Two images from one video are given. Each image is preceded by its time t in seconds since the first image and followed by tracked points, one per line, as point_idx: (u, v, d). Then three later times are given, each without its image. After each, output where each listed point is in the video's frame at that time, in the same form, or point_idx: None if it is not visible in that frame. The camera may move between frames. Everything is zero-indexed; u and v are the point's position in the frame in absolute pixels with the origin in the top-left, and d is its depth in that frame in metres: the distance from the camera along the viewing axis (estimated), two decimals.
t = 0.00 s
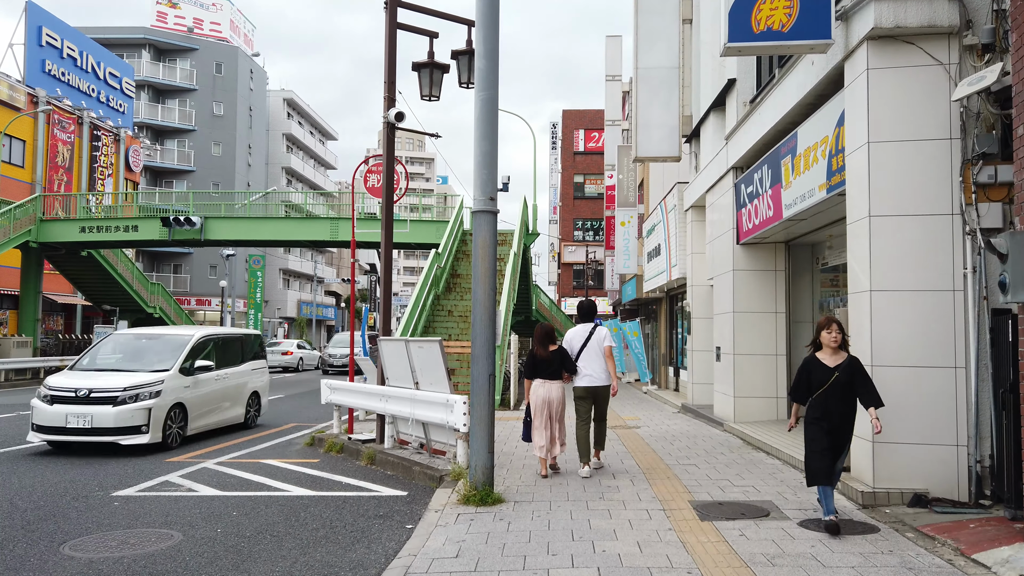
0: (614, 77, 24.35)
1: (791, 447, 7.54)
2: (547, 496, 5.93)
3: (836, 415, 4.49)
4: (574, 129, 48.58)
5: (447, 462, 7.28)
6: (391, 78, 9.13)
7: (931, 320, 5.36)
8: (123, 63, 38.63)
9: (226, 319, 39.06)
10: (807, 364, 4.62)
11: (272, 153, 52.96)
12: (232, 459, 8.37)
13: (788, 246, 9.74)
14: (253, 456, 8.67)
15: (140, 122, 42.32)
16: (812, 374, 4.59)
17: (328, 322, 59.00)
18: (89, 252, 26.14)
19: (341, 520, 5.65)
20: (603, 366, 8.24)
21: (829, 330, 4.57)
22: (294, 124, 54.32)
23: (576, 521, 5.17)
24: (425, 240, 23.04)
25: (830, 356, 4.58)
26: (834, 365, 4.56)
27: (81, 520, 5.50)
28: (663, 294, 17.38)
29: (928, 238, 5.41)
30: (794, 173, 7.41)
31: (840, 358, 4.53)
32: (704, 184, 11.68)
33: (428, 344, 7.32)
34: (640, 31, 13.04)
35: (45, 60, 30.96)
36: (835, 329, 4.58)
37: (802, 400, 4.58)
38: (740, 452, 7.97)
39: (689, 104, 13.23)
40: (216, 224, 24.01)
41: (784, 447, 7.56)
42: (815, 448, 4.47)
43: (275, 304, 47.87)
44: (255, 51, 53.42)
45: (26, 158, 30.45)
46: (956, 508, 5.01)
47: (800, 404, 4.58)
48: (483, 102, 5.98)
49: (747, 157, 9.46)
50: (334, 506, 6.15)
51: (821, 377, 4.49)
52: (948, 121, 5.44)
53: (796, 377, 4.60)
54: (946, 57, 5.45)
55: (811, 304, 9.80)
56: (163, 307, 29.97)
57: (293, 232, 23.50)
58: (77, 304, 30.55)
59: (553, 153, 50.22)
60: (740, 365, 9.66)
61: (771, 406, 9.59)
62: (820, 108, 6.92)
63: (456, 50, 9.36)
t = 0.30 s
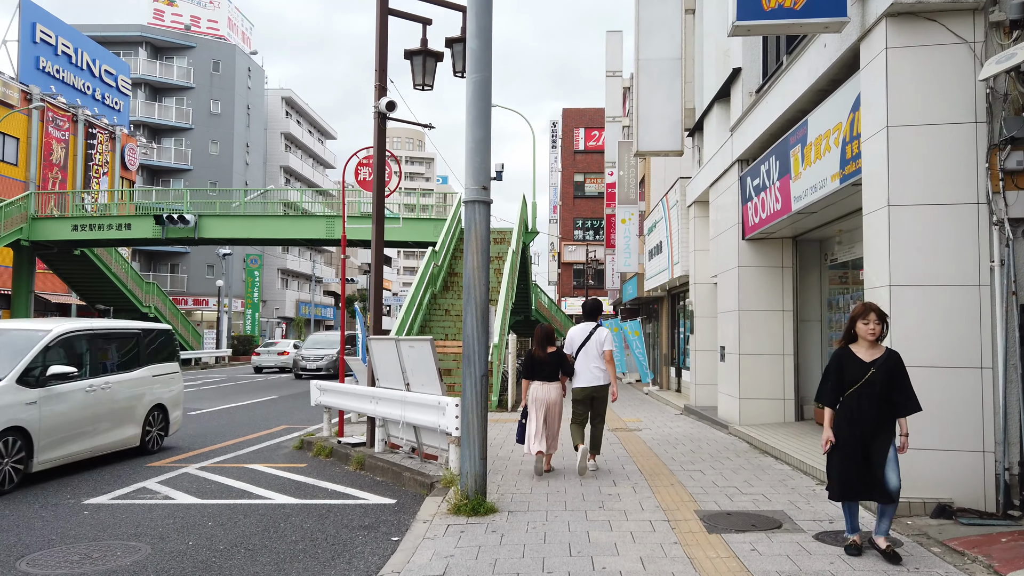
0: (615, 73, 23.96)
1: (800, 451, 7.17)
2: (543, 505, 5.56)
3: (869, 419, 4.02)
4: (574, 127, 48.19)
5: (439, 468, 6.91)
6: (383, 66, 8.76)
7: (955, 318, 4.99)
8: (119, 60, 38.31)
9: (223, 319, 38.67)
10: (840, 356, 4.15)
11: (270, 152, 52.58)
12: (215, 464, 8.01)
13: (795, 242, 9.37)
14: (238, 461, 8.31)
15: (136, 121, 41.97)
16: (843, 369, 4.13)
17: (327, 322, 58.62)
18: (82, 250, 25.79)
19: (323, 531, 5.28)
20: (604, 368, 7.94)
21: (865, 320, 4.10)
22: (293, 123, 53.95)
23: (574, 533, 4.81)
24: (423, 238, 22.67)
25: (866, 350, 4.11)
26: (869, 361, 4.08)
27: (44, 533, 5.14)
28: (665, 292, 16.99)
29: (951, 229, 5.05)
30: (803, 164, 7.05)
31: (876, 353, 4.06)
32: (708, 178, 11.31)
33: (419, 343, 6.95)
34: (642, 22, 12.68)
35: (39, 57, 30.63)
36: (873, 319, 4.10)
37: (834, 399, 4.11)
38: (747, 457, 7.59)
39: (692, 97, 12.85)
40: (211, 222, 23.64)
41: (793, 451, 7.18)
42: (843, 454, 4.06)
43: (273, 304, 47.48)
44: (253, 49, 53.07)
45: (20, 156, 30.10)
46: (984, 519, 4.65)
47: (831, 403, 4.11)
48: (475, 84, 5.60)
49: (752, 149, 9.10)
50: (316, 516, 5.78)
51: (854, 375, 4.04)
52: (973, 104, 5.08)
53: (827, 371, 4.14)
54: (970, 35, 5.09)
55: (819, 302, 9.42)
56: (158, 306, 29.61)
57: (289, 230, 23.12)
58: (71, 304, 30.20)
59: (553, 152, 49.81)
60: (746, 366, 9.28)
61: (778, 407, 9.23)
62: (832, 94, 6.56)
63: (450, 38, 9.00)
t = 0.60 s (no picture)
0: (616, 69, 23.57)
1: (813, 457, 6.79)
2: (543, 519, 5.17)
3: (944, 447, 3.19)
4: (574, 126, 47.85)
5: (432, 475, 6.54)
6: (375, 54, 8.38)
7: (988, 317, 4.61)
8: (116, 58, 37.96)
9: (220, 319, 38.29)
10: (907, 365, 3.33)
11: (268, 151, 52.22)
12: (199, 471, 7.64)
13: (805, 238, 8.99)
14: (223, 467, 7.93)
15: (133, 119, 41.61)
16: (909, 385, 3.29)
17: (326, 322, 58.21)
18: (76, 249, 25.43)
19: (304, 547, 4.89)
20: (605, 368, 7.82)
21: (938, 326, 3.25)
22: (291, 122, 53.60)
23: (575, 550, 4.43)
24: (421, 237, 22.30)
25: (939, 362, 3.27)
26: (943, 376, 3.24)
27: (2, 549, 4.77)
28: (668, 291, 16.61)
29: (983, 222, 4.68)
30: (817, 155, 6.70)
31: (950, 366, 3.23)
32: (713, 173, 10.94)
33: (411, 344, 6.58)
34: (645, 12, 12.31)
35: (33, 54, 30.28)
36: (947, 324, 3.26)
37: (898, 424, 3.24)
38: (757, 463, 7.21)
39: (696, 90, 12.47)
40: (205, 221, 23.26)
41: (806, 457, 6.81)
42: (907, 490, 3.21)
43: (272, 304, 47.10)
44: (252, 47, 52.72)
45: (14, 155, 29.74)
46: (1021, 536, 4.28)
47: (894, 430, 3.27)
48: (470, 67, 5.22)
49: (761, 141, 8.73)
50: (299, 529, 5.40)
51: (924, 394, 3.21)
52: (1006, 86, 4.71)
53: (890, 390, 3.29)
54: (1003, 12, 4.72)
55: (830, 301, 9.06)
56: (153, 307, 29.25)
57: (285, 229, 22.74)
58: (66, 304, 29.84)
59: (553, 150, 49.43)
60: (754, 367, 8.90)
61: (788, 411, 8.85)
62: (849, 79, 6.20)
63: (446, 25, 8.63)
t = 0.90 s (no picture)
0: (618, 64, 23.21)
1: (830, 463, 6.41)
2: (543, 533, 4.79)
3: None
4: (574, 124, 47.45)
5: (426, 483, 6.16)
6: (367, 40, 8.00)
7: None
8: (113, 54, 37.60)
9: (218, 319, 37.89)
10: (994, 381, 2.79)
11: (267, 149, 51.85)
12: (181, 477, 7.26)
13: (818, 233, 8.60)
14: (208, 473, 7.56)
15: (130, 117, 41.23)
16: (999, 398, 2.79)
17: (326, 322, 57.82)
18: (69, 248, 25.07)
19: (284, 563, 4.50)
20: (604, 366, 7.81)
21: None
22: (290, 120, 53.22)
23: (578, 569, 4.04)
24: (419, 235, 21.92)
25: None
26: None
27: None
28: (672, 289, 16.23)
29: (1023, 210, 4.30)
30: (834, 143, 6.31)
31: None
32: (720, 166, 10.55)
33: (403, 343, 6.21)
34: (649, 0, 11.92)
35: (28, 50, 29.89)
36: None
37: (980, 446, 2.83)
38: (770, 468, 6.83)
39: (701, 81, 12.08)
40: (200, 218, 22.88)
41: (821, 463, 6.43)
42: (1017, 522, 2.69)
43: (271, 304, 46.71)
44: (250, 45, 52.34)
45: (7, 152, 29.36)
46: None
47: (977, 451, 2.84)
48: (467, 44, 4.82)
49: (772, 132, 8.35)
50: (280, 543, 5.01)
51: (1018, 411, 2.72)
52: None
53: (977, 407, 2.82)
54: None
55: (843, 298, 8.68)
56: (149, 306, 28.89)
57: (281, 226, 22.35)
58: (61, 303, 29.47)
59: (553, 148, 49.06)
60: (764, 368, 8.51)
61: (800, 413, 8.46)
62: (869, 60, 5.82)
63: (442, 10, 8.25)
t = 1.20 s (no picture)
0: (619, 59, 22.84)
1: (849, 469, 6.01)
2: (542, 547, 4.39)
3: None
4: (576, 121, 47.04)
5: (418, 490, 5.77)
6: (358, 23, 7.61)
7: None
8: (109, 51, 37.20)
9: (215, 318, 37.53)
10: None
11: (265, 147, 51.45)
12: (160, 483, 6.88)
13: (831, 226, 8.21)
14: (190, 478, 7.17)
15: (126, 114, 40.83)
16: None
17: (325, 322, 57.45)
18: (62, 245, 24.69)
19: None
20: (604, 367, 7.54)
21: None
22: (289, 118, 52.82)
23: None
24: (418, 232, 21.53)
25: None
26: None
27: None
28: (675, 287, 15.87)
29: None
30: (853, 128, 5.92)
31: None
32: (727, 158, 10.15)
33: (393, 341, 5.82)
34: None
35: (22, 46, 29.48)
36: None
37: None
38: (783, 473, 6.44)
39: (707, 71, 11.67)
40: (194, 215, 22.48)
41: (839, 469, 6.05)
42: None
43: (269, 303, 46.31)
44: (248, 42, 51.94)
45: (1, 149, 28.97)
46: None
47: None
48: (459, 13, 4.40)
49: (783, 121, 7.96)
50: (257, 556, 4.62)
51: None
52: None
53: None
54: None
55: (857, 294, 8.30)
56: (144, 304, 28.50)
57: (277, 224, 21.96)
58: (55, 302, 29.08)
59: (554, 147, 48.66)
60: (774, 368, 8.11)
61: (812, 415, 8.07)
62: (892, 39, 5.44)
63: None
